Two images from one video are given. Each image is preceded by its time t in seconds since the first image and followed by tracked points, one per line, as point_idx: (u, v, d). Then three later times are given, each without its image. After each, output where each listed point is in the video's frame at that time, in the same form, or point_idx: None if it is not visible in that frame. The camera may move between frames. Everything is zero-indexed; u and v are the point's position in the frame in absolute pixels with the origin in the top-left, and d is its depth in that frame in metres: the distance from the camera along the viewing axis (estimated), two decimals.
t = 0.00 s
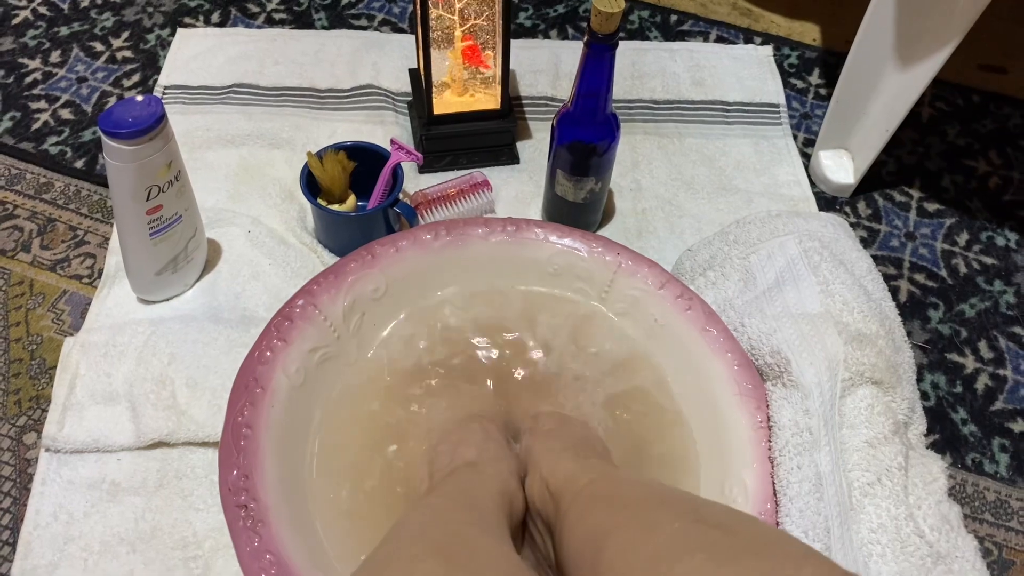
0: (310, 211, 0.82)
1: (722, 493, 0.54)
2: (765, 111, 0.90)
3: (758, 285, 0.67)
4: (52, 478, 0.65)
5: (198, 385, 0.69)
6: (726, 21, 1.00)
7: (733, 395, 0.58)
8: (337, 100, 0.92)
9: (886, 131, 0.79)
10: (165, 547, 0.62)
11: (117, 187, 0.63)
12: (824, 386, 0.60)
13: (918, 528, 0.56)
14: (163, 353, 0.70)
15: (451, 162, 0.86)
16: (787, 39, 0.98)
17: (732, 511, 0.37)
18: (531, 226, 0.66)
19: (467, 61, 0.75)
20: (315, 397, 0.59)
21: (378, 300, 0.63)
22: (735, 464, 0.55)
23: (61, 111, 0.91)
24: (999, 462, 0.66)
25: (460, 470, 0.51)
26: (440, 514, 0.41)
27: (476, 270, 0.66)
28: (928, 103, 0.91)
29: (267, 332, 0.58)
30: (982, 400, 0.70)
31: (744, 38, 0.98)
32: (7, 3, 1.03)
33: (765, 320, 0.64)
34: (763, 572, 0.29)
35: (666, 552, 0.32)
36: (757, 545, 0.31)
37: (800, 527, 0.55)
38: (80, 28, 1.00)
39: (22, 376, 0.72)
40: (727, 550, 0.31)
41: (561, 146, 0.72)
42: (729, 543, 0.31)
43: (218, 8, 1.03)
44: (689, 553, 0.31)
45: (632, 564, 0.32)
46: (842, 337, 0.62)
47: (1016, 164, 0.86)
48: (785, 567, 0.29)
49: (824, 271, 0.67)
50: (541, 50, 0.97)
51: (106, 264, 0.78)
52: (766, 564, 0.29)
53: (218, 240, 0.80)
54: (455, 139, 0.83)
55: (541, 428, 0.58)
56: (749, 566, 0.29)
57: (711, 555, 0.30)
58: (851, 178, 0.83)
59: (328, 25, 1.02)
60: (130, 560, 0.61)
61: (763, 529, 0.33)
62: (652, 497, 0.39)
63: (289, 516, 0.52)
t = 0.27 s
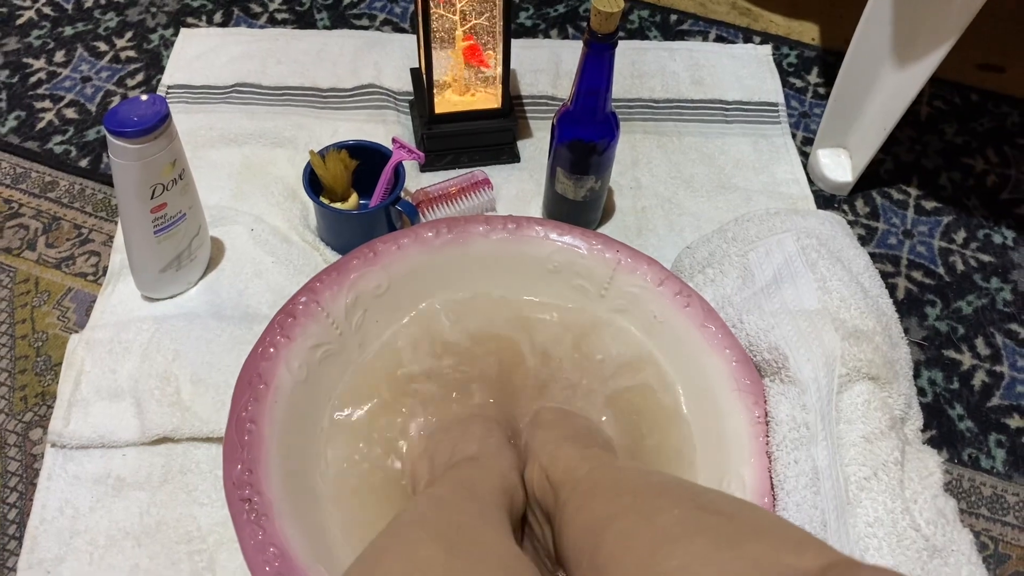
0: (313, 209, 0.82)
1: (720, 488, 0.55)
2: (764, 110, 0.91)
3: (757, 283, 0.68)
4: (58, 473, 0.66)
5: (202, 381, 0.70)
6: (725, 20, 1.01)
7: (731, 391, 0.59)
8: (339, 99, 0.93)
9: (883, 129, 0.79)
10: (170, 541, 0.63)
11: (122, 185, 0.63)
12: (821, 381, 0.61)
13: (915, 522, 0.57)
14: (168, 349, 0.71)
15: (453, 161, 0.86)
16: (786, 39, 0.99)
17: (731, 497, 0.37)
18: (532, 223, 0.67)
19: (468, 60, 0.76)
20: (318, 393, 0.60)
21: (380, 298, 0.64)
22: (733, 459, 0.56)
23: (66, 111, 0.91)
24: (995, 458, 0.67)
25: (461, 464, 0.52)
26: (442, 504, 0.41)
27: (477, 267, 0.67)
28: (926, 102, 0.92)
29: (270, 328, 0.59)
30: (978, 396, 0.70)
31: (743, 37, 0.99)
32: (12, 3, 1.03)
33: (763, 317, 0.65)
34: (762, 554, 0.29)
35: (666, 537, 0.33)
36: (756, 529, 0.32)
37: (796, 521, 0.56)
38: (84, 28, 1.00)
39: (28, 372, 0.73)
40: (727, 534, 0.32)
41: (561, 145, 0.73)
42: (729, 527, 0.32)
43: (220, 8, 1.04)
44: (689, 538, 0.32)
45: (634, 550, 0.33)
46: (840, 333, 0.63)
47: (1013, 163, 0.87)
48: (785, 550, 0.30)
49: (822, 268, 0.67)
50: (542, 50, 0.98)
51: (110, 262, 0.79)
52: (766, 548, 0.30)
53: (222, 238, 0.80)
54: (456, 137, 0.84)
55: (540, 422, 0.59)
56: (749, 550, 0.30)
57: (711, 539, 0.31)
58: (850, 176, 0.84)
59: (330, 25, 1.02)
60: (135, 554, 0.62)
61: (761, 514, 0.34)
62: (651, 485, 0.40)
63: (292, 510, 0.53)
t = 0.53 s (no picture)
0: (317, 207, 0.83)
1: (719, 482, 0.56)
2: (764, 109, 0.91)
3: (756, 279, 0.69)
4: (64, 468, 0.66)
5: (206, 376, 0.70)
6: (725, 19, 1.02)
7: (730, 385, 0.59)
8: (342, 98, 0.94)
9: (882, 127, 0.80)
10: (175, 535, 0.64)
11: (128, 183, 0.64)
12: (819, 376, 0.62)
13: (912, 516, 0.57)
14: (173, 346, 0.72)
15: (455, 159, 0.87)
16: (786, 38, 1.00)
17: (728, 485, 0.38)
18: (533, 221, 0.67)
19: (470, 59, 0.77)
20: (321, 389, 0.60)
21: (382, 295, 0.64)
22: (732, 454, 0.57)
23: (71, 110, 0.92)
24: (993, 453, 0.68)
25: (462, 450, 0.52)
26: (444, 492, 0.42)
27: (478, 265, 0.67)
28: (926, 100, 0.92)
29: (275, 323, 0.59)
30: (976, 392, 0.71)
31: (743, 36, 0.99)
32: (17, 4, 1.04)
33: (762, 313, 0.66)
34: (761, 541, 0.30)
35: (666, 524, 0.33)
36: (754, 516, 0.32)
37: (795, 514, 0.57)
38: (89, 28, 1.01)
39: (34, 368, 0.74)
40: (726, 521, 0.32)
41: (562, 144, 0.74)
42: (728, 515, 0.33)
43: (224, 8, 1.04)
44: (690, 525, 0.32)
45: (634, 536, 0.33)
46: (838, 329, 0.63)
47: (1011, 161, 0.87)
48: (783, 537, 0.30)
49: (821, 265, 0.68)
50: (543, 49, 0.98)
51: (116, 259, 0.80)
52: (765, 534, 0.30)
53: (226, 235, 0.81)
54: (458, 136, 0.85)
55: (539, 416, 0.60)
56: (748, 536, 0.30)
57: (711, 526, 0.32)
58: (849, 174, 0.84)
59: (333, 24, 1.03)
60: (141, 547, 0.63)
61: (759, 501, 0.34)
62: (650, 474, 0.40)
63: (296, 504, 0.53)
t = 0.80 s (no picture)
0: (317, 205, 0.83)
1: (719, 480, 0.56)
2: (764, 107, 0.91)
3: (756, 278, 0.69)
4: (64, 466, 0.66)
5: (207, 375, 0.70)
6: (726, 18, 1.02)
7: (730, 384, 0.59)
8: (342, 97, 0.94)
9: (883, 125, 0.80)
10: (175, 533, 0.64)
11: (128, 181, 0.64)
12: (819, 375, 0.61)
13: (912, 514, 0.57)
14: (173, 344, 0.72)
15: (455, 158, 0.87)
16: (787, 36, 0.99)
17: (723, 488, 0.38)
18: (533, 219, 0.67)
19: (471, 58, 0.77)
20: (321, 388, 0.60)
21: (382, 293, 0.64)
22: (732, 453, 0.56)
23: (72, 109, 0.92)
24: (994, 452, 0.67)
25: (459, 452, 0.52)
26: (440, 492, 0.42)
27: (478, 263, 0.67)
28: (927, 99, 0.92)
29: (275, 321, 0.59)
30: (977, 391, 0.71)
31: (744, 35, 0.99)
32: (18, 3, 1.04)
33: (762, 312, 0.66)
34: (754, 544, 0.30)
35: (661, 529, 0.33)
36: (748, 520, 0.32)
37: (795, 512, 0.57)
38: (90, 27, 1.01)
39: (35, 367, 0.74)
40: (720, 525, 0.32)
41: (562, 142, 0.73)
42: (722, 519, 0.33)
43: (225, 7, 1.04)
44: (684, 530, 0.32)
45: (628, 542, 0.33)
46: (839, 327, 0.63)
47: (1013, 159, 0.87)
48: (777, 541, 0.30)
49: (821, 264, 0.68)
50: (544, 48, 0.98)
51: (116, 258, 0.80)
52: (758, 538, 0.30)
53: (226, 234, 0.81)
54: (458, 134, 0.84)
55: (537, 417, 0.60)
56: (742, 539, 0.30)
57: (705, 530, 0.32)
58: (850, 172, 0.84)
59: (334, 23, 1.03)
60: (141, 545, 0.63)
61: (753, 505, 0.34)
62: (646, 477, 0.40)
63: (296, 501, 0.53)
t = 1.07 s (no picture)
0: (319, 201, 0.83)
1: (724, 476, 0.55)
2: (769, 102, 0.91)
3: (761, 273, 0.68)
4: (65, 462, 0.66)
5: (208, 370, 0.70)
6: (731, 13, 1.01)
7: (736, 379, 0.59)
8: (344, 92, 0.93)
9: (888, 120, 0.79)
10: (176, 529, 0.63)
11: (129, 175, 0.64)
12: (825, 369, 0.61)
13: (919, 510, 0.57)
14: (174, 340, 0.72)
15: (458, 153, 0.87)
16: (791, 31, 0.99)
17: (723, 495, 0.37)
18: (536, 214, 0.66)
19: (474, 52, 0.76)
20: (323, 383, 0.60)
21: (385, 287, 0.64)
22: (737, 449, 0.56)
23: (73, 104, 0.92)
24: (1001, 448, 0.67)
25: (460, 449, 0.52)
26: (439, 492, 0.41)
27: (481, 258, 0.67)
28: (932, 94, 0.91)
29: (277, 316, 0.59)
30: (984, 387, 0.70)
31: (748, 29, 0.99)
32: None
33: (768, 307, 0.65)
34: (753, 557, 0.29)
35: (658, 539, 0.32)
36: (746, 531, 0.31)
37: (801, 508, 0.57)
38: (91, 22, 1.01)
39: (36, 363, 0.73)
40: (718, 537, 0.31)
41: (566, 137, 0.73)
42: (720, 530, 0.32)
43: (227, 2, 1.04)
44: (681, 541, 0.31)
45: (625, 554, 0.33)
46: (845, 323, 0.63)
47: (1019, 155, 0.86)
48: (777, 553, 0.29)
49: (827, 259, 0.67)
50: (547, 43, 0.98)
51: (117, 253, 0.79)
52: (757, 551, 0.30)
53: (228, 229, 0.81)
54: (461, 129, 0.84)
55: (540, 414, 0.59)
56: (737, 554, 0.30)
57: (703, 542, 0.31)
58: (855, 168, 0.83)
59: (336, 18, 1.03)
60: (142, 542, 0.63)
61: (753, 513, 0.34)
62: (645, 483, 0.40)
63: (298, 497, 0.53)
